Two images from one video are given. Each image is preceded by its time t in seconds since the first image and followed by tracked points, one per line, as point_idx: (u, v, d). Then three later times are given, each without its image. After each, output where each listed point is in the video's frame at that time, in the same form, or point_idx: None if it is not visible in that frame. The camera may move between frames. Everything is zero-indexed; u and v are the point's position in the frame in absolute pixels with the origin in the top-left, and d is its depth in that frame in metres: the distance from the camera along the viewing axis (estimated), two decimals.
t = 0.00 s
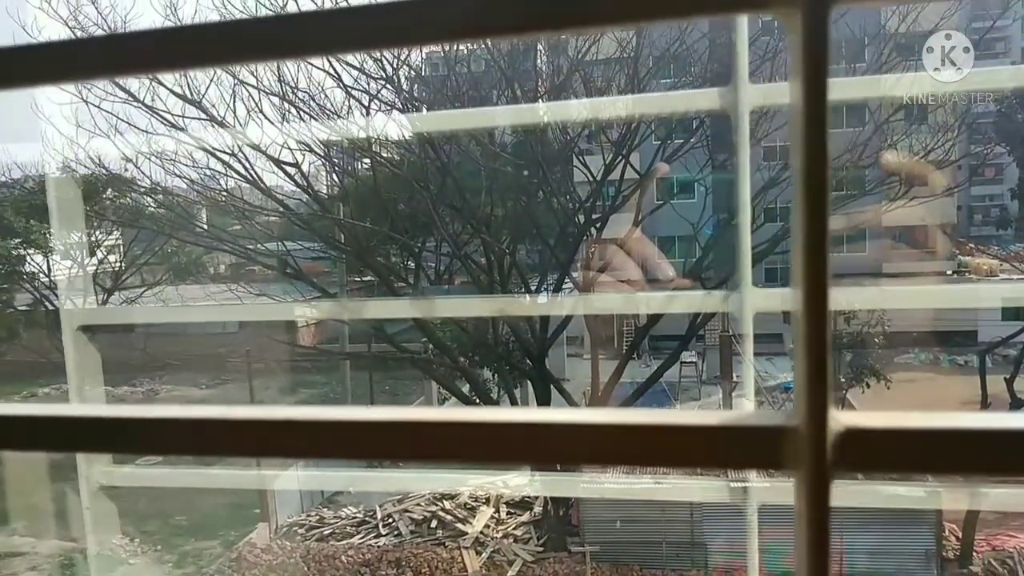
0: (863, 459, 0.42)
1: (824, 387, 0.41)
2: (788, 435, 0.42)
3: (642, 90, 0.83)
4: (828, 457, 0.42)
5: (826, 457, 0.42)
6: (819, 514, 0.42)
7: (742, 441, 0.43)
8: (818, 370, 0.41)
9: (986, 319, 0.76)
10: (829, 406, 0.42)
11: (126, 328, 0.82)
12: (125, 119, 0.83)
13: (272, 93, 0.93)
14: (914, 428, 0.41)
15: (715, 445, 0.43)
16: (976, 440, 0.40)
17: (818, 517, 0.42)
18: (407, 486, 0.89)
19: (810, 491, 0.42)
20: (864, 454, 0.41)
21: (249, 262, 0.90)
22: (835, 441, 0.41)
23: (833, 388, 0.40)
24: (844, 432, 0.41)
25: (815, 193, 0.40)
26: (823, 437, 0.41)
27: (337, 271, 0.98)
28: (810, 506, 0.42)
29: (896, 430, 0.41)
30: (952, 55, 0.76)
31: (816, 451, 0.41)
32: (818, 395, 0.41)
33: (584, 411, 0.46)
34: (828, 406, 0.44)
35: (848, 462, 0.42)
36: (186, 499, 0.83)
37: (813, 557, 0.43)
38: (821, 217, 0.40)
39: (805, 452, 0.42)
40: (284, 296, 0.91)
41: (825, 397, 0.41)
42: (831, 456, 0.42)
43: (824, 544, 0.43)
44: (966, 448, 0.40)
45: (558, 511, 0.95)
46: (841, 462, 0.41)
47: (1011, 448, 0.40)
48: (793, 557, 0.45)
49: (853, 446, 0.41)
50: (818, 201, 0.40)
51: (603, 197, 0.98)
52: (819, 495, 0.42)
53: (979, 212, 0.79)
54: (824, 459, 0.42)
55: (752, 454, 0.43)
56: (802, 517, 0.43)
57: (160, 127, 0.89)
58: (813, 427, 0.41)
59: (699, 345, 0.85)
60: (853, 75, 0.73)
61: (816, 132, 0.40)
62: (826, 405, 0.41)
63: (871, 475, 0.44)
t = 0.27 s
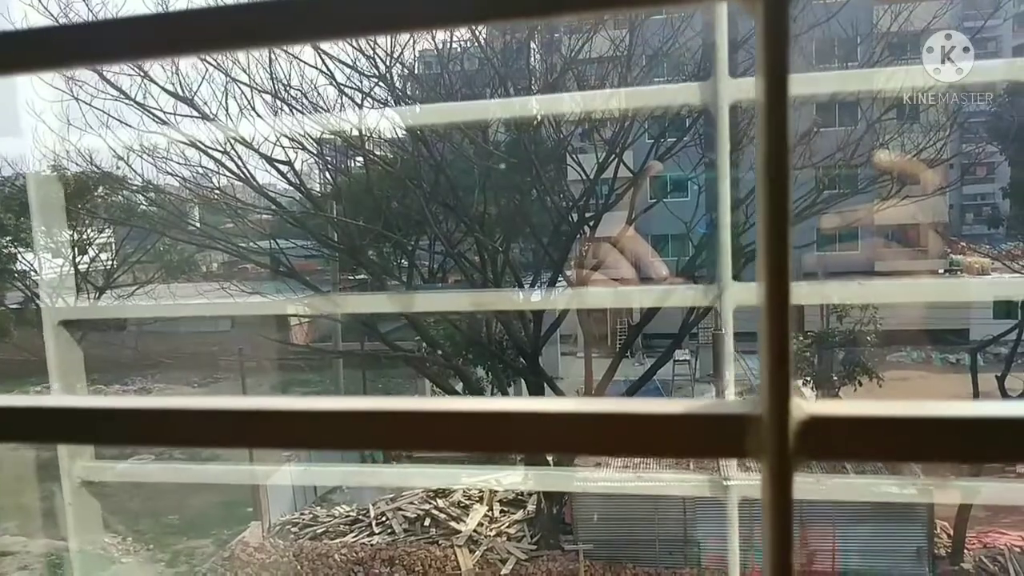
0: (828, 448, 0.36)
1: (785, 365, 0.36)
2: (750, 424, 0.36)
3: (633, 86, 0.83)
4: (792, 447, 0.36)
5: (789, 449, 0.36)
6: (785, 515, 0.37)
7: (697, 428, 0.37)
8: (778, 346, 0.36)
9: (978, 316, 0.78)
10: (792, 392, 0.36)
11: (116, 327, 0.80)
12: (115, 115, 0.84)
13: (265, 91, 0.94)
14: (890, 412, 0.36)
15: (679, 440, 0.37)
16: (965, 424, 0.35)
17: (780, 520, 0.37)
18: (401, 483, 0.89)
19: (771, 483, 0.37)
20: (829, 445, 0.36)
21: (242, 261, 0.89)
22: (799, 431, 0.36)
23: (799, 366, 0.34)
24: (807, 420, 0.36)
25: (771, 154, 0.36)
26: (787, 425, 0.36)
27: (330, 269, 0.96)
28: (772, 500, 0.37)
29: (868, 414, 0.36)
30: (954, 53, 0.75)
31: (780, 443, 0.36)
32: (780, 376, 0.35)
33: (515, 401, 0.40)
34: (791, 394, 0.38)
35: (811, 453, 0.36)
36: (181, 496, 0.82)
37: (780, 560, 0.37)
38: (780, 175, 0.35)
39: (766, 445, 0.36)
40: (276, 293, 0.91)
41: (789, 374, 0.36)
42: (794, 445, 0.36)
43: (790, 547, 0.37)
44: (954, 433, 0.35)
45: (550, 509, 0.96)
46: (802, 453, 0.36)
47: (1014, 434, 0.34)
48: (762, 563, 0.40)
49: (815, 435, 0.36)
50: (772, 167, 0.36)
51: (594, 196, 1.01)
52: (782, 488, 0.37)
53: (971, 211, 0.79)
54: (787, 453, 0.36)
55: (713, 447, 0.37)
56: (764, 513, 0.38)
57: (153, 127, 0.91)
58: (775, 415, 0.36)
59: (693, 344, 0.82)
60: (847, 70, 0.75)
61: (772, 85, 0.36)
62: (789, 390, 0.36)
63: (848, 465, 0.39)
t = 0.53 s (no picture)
0: (783, 446, 0.40)
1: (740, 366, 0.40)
2: (708, 422, 0.40)
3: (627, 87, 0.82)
4: (749, 446, 0.40)
5: (746, 448, 0.40)
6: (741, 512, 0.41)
7: (666, 427, 0.41)
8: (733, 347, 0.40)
9: (971, 316, 0.77)
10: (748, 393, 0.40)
11: (110, 329, 0.80)
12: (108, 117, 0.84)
13: (258, 92, 0.94)
14: (842, 417, 0.39)
15: (644, 437, 0.41)
16: (907, 431, 0.38)
17: (735, 517, 0.41)
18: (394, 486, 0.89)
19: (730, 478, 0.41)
20: (783, 444, 0.40)
21: (236, 263, 0.90)
22: (754, 429, 0.40)
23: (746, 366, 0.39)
24: (761, 419, 0.40)
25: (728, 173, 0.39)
26: (741, 423, 0.40)
27: (325, 270, 0.95)
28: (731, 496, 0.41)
29: (824, 417, 0.39)
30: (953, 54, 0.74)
31: (735, 441, 0.40)
32: (733, 375, 0.40)
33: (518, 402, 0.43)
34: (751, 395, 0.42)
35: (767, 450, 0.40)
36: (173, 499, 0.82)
37: (735, 553, 0.41)
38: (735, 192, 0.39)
39: (721, 443, 0.40)
40: (269, 296, 0.90)
41: (744, 377, 0.40)
42: (750, 444, 0.40)
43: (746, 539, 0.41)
44: (896, 438, 0.39)
45: (544, 512, 0.96)
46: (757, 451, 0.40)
47: (947, 439, 0.38)
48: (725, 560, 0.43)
49: (769, 432, 0.40)
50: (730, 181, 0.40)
51: (589, 199, 0.99)
52: (738, 485, 0.40)
53: (964, 213, 0.80)
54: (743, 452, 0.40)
55: (677, 444, 0.41)
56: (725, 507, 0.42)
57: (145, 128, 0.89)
58: (730, 415, 0.40)
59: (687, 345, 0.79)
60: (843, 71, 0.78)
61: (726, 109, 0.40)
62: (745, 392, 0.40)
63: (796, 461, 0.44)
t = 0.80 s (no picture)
0: (748, 445, 0.35)
1: (699, 355, 0.36)
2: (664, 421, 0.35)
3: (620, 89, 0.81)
4: (708, 446, 0.35)
5: (705, 448, 0.35)
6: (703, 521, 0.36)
7: (615, 425, 0.36)
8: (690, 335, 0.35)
9: (964, 318, 0.75)
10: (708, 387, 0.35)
11: (102, 333, 0.78)
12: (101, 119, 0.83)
13: (251, 95, 0.93)
14: (814, 411, 0.35)
15: (605, 438, 0.36)
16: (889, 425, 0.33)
17: (698, 522, 0.36)
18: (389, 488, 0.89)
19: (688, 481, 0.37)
20: (746, 443, 0.35)
21: (229, 265, 0.89)
22: (714, 427, 0.35)
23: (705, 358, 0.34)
24: (721, 418, 0.35)
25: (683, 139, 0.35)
26: (701, 422, 0.35)
27: (318, 274, 0.96)
28: (689, 503, 0.36)
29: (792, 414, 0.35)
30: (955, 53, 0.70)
31: (693, 441, 0.35)
32: (693, 367, 0.35)
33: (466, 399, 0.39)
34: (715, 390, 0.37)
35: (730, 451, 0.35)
36: (167, 502, 0.81)
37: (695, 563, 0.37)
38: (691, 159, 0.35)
39: (682, 445, 0.35)
40: (262, 298, 0.90)
41: (703, 368, 0.35)
42: (710, 445, 0.35)
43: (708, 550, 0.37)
44: (882, 435, 0.33)
45: (538, 513, 0.97)
46: (718, 453, 0.35)
47: (947, 438, 0.33)
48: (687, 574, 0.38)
49: (731, 431, 0.35)
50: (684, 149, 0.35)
51: (581, 200, 1.00)
52: (698, 491, 0.36)
53: (956, 214, 0.81)
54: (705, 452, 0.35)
55: (629, 445, 0.36)
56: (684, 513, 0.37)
57: (137, 130, 0.88)
58: (688, 412, 0.35)
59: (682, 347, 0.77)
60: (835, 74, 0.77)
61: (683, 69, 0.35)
62: (704, 384, 0.35)
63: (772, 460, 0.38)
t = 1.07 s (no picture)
0: (720, 437, 0.35)
1: (671, 350, 0.35)
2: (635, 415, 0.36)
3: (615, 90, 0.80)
4: (679, 438, 0.36)
5: (676, 441, 0.36)
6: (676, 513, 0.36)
7: (589, 423, 0.36)
8: (665, 332, 0.35)
9: (954, 314, 0.76)
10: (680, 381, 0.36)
11: (92, 335, 0.77)
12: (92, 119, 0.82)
13: (242, 94, 0.93)
14: (789, 404, 0.35)
15: (578, 431, 0.36)
16: (861, 417, 0.34)
17: (671, 514, 0.37)
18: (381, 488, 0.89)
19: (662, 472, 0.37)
20: (719, 435, 0.35)
21: (222, 266, 0.90)
22: (684, 420, 0.35)
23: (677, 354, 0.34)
24: (691, 411, 0.35)
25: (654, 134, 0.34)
26: (672, 416, 0.35)
27: (311, 274, 0.95)
28: (663, 496, 0.37)
29: (765, 407, 0.35)
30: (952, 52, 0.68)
31: (664, 435, 0.35)
32: (663, 361, 0.35)
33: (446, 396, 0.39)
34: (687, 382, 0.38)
35: (702, 444, 0.36)
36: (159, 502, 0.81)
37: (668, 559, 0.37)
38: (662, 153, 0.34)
39: (654, 438, 0.36)
40: (255, 298, 0.90)
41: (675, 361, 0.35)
42: (681, 438, 0.35)
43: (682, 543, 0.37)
44: (852, 426, 0.34)
45: (531, 514, 0.97)
46: (688, 445, 0.35)
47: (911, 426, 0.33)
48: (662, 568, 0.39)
49: (701, 425, 0.35)
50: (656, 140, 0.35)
51: (575, 201, 1.00)
52: (671, 483, 0.36)
53: (948, 215, 0.81)
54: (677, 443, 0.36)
55: (603, 440, 0.36)
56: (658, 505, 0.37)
57: (127, 130, 0.87)
58: (660, 406, 0.35)
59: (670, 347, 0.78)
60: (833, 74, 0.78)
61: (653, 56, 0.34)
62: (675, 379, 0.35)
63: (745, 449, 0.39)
